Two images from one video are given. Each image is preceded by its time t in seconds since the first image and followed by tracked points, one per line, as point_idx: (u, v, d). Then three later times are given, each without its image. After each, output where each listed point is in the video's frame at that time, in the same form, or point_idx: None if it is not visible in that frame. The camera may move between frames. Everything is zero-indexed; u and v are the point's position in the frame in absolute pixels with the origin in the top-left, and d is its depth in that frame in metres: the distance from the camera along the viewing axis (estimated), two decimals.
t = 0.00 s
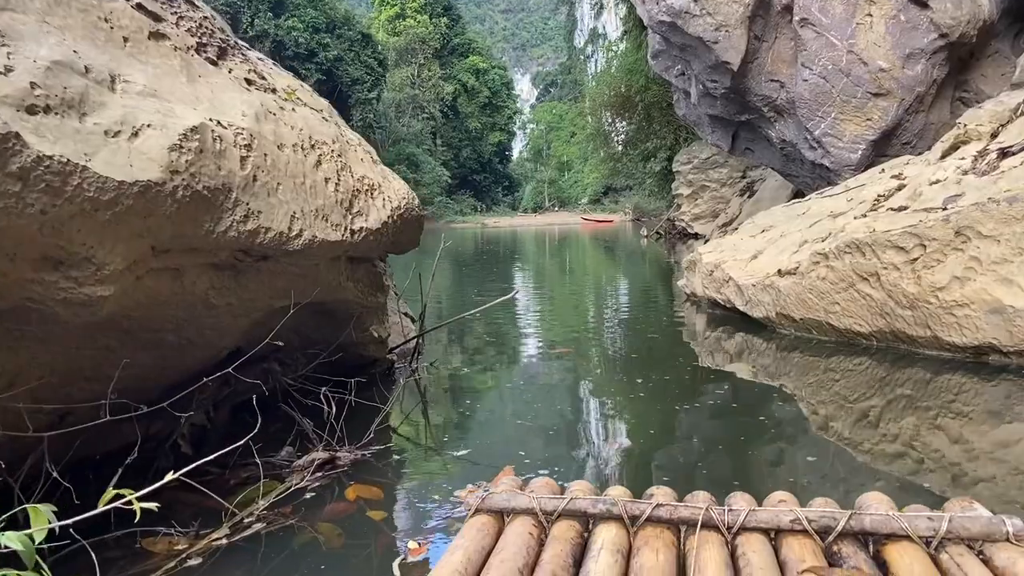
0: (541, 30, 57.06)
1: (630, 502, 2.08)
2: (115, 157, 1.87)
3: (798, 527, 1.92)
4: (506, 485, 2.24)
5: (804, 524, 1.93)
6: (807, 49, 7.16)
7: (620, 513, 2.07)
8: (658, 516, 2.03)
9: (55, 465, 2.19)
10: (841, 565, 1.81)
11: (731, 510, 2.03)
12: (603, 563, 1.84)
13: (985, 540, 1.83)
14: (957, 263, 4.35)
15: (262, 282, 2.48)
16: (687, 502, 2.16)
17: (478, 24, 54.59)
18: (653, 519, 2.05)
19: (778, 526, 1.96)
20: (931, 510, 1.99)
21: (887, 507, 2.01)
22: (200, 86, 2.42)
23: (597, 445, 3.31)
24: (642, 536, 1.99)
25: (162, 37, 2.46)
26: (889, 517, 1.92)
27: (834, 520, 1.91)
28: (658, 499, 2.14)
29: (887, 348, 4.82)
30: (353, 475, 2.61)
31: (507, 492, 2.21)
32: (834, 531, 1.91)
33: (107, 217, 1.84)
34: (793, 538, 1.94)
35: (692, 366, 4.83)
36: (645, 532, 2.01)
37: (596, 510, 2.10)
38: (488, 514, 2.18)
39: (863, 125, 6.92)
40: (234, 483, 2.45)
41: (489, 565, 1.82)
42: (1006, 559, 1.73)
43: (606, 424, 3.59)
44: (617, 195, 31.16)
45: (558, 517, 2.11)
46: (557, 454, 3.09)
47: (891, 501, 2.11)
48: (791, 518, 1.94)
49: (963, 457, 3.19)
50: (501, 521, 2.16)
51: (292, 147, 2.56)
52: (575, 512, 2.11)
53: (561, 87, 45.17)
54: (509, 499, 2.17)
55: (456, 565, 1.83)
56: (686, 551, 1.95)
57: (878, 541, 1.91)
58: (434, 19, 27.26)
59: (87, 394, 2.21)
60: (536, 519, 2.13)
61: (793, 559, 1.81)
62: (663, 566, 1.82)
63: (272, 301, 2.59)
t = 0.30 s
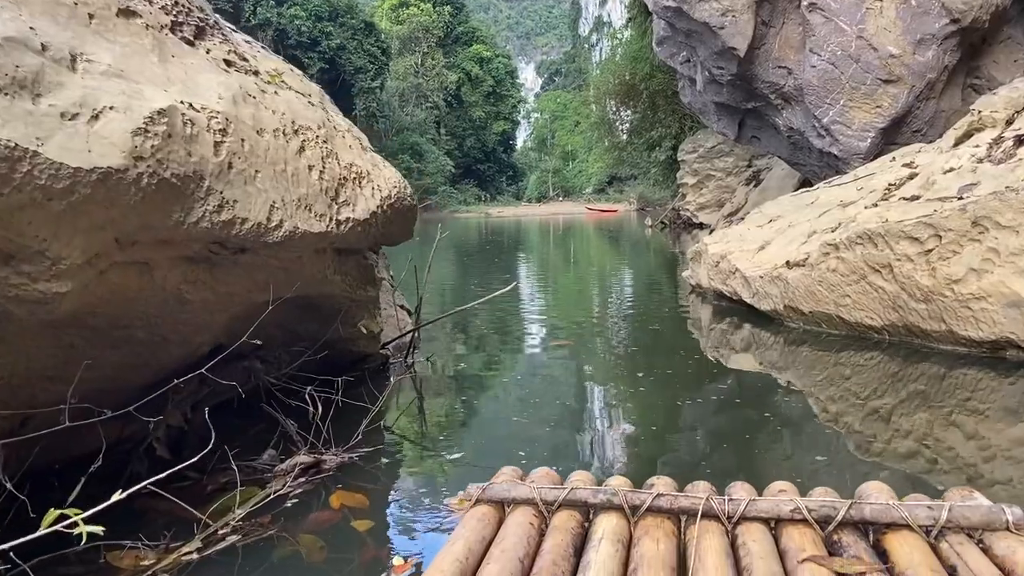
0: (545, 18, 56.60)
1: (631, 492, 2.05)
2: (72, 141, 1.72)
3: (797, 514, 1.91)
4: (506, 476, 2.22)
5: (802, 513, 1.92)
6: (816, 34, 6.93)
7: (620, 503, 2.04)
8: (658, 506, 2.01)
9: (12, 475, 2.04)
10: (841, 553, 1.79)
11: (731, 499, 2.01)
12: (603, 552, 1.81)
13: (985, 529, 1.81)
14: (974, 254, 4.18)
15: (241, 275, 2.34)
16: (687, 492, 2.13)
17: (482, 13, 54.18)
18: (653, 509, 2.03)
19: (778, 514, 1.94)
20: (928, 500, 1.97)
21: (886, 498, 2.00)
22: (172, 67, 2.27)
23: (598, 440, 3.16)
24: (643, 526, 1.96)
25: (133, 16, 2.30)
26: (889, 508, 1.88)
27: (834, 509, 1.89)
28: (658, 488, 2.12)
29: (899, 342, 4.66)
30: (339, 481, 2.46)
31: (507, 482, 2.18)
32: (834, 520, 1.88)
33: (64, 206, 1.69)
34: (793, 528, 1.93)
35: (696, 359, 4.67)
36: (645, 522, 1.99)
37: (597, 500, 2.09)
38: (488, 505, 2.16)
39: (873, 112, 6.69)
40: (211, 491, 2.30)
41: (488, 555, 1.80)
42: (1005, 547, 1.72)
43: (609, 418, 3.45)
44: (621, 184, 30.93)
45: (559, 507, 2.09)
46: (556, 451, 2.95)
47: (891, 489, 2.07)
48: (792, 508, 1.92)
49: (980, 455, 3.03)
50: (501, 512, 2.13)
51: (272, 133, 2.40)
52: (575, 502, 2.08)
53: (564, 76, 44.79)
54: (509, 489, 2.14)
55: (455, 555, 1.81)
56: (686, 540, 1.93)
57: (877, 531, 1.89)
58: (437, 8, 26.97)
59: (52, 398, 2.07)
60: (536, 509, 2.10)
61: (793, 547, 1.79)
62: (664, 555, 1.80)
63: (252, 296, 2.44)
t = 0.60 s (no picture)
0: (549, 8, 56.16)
1: (629, 482, 2.04)
2: (18, 127, 1.57)
3: (795, 505, 1.90)
4: (505, 466, 2.20)
5: (800, 504, 1.91)
6: (824, 21, 6.75)
7: (618, 493, 2.03)
8: (656, 498, 2.00)
9: None
10: (839, 544, 1.80)
11: (729, 490, 2.00)
12: (602, 542, 1.81)
13: (981, 519, 1.82)
14: (989, 247, 4.02)
15: (215, 272, 2.19)
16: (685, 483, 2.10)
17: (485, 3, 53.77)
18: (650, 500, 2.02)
19: (775, 505, 1.94)
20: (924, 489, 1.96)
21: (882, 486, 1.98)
22: (138, 48, 2.12)
23: (594, 438, 3.00)
24: (641, 516, 1.96)
25: None
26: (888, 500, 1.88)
27: (832, 500, 1.90)
28: (655, 480, 2.11)
29: (910, 339, 4.50)
30: (320, 489, 2.31)
31: (506, 472, 2.17)
32: (831, 511, 1.90)
33: (8, 197, 1.55)
34: (789, 518, 1.92)
35: (700, 354, 4.51)
36: (644, 512, 1.98)
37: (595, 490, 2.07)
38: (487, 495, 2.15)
39: (881, 101, 6.46)
40: (182, 502, 2.16)
41: (488, 547, 1.78)
42: (1002, 537, 1.73)
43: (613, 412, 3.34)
44: (625, 175, 30.66)
45: (557, 498, 2.07)
46: (551, 451, 2.80)
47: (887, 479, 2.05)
48: (789, 499, 1.92)
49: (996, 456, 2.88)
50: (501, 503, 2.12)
51: (247, 120, 2.25)
52: (573, 493, 2.07)
53: (568, 66, 44.47)
54: (508, 480, 2.12)
55: (454, 545, 1.80)
56: (684, 531, 1.93)
57: (873, 520, 1.90)
58: None
59: (7, 404, 1.93)
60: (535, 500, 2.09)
61: (791, 538, 1.79)
62: (663, 545, 1.79)
63: (227, 294, 2.29)
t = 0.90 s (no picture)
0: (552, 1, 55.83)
1: (629, 475, 1.96)
2: None
3: (796, 498, 1.81)
4: (505, 459, 2.11)
5: (800, 498, 1.81)
6: (831, 10, 6.58)
7: (618, 486, 1.94)
8: (655, 490, 1.91)
9: None
10: (837, 537, 1.69)
11: (729, 481, 1.91)
12: (602, 536, 1.72)
13: (981, 512, 1.73)
14: (1004, 242, 3.85)
15: (183, 272, 2.04)
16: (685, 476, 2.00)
17: None
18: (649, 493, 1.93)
19: (774, 499, 1.84)
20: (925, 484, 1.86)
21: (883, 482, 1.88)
22: (100, 31, 1.97)
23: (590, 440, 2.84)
24: (640, 510, 1.87)
25: None
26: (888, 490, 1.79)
27: (830, 492, 1.80)
28: (655, 473, 2.02)
29: (922, 338, 4.33)
30: (298, 502, 2.17)
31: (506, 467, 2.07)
32: (830, 504, 1.79)
33: None
34: (787, 511, 1.82)
35: (703, 350, 4.35)
36: (643, 506, 1.89)
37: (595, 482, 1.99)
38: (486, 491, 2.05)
39: (888, 92, 6.30)
40: (148, 519, 2.02)
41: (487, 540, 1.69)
42: (1001, 530, 1.64)
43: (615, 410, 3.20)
44: (628, 168, 30.46)
45: (556, 492, 1.98)
46: (545, 456, 2.65)
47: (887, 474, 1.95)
48: (789, 491, 1.82)
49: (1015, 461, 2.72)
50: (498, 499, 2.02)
51: (218, 109, 2.09)
52: (572, 486, 1.98)
53: (572, 60, 44.23)
54: (507, 474, 2.03)
55: (453, 539, 1.71)
56: (683, 525, 1.83)
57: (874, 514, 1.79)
58: None
59: None
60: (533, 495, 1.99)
61: (789, 531, 1.69)
62: (663, 539, 1.71)
63: (198, 295, 2.14)
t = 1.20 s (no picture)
0: None
1: (629, 469, 1.87)
2: None
3: (796, 493, 1.75)
4: (506, 455, 2.02)
5: (799, 491, 1.76)
6: None
7: (618, 482, 1.85)
8: (656, 486, 1.83)
9: None
10: (838, 532, 1.65)
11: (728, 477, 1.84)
12: (602, 531, 1.65)
13: (980, 506, 1.68)
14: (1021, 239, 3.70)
15: (146, 274, 1.89)
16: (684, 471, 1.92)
17: None
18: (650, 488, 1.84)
19: (774, 494, 1.78)
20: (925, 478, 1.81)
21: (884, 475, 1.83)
22: (54, 14, 1.82)
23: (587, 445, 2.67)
24: (641, 505, 1.78)
25: None
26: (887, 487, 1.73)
27: (830, 487, 1.74)
28: (655, 468, 1.94)
29: (934, 338, 4.17)
30: (273, 518, 2.03)
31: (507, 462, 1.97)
32: (830, 499, 1.75)
33: None
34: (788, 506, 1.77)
35: (706, 350, 4.18)
36: (644, 501, 1.80)
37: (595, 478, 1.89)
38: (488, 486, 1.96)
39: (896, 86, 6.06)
40: (111, 539, 1.88)
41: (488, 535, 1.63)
42: (1000, 524, 1.60)
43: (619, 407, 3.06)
44: (631, 164, 30.20)
45: (557, 487, 1.89)
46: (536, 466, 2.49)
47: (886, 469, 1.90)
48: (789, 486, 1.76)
49: None
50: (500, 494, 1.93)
51: (182, 98, 1.94)
52: (572, 481, 1.89)
53: (574, 54, 43.93)
54: (508, 469, 1.93)
55: (454, 534, 1.65)
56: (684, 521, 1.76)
57: (874, 508, 1.75)
58: None
59: None
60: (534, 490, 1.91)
61: (790, 526, 1.64)
62: (663, 533, 1.63)
63: (163, 298, 1.99)
